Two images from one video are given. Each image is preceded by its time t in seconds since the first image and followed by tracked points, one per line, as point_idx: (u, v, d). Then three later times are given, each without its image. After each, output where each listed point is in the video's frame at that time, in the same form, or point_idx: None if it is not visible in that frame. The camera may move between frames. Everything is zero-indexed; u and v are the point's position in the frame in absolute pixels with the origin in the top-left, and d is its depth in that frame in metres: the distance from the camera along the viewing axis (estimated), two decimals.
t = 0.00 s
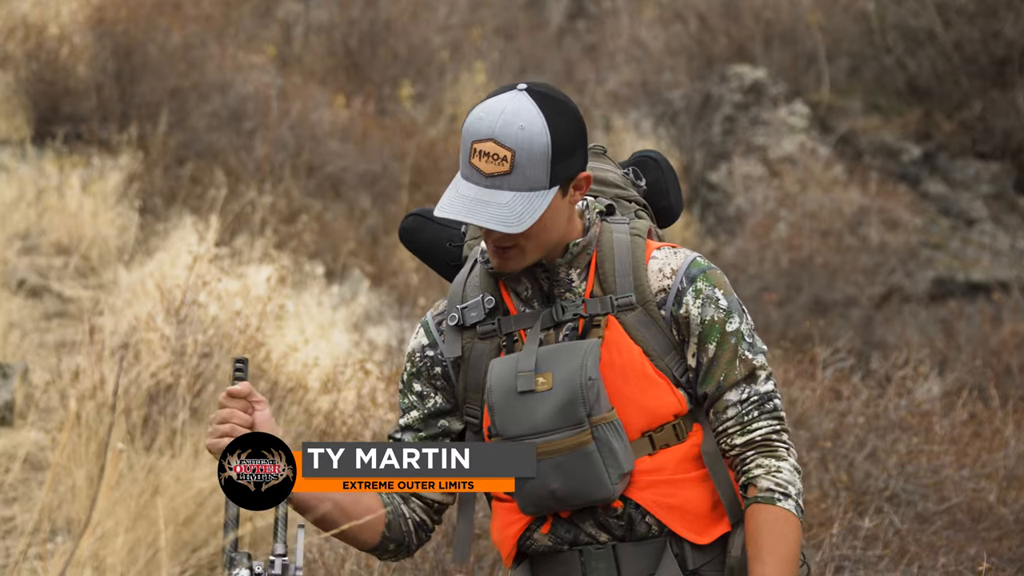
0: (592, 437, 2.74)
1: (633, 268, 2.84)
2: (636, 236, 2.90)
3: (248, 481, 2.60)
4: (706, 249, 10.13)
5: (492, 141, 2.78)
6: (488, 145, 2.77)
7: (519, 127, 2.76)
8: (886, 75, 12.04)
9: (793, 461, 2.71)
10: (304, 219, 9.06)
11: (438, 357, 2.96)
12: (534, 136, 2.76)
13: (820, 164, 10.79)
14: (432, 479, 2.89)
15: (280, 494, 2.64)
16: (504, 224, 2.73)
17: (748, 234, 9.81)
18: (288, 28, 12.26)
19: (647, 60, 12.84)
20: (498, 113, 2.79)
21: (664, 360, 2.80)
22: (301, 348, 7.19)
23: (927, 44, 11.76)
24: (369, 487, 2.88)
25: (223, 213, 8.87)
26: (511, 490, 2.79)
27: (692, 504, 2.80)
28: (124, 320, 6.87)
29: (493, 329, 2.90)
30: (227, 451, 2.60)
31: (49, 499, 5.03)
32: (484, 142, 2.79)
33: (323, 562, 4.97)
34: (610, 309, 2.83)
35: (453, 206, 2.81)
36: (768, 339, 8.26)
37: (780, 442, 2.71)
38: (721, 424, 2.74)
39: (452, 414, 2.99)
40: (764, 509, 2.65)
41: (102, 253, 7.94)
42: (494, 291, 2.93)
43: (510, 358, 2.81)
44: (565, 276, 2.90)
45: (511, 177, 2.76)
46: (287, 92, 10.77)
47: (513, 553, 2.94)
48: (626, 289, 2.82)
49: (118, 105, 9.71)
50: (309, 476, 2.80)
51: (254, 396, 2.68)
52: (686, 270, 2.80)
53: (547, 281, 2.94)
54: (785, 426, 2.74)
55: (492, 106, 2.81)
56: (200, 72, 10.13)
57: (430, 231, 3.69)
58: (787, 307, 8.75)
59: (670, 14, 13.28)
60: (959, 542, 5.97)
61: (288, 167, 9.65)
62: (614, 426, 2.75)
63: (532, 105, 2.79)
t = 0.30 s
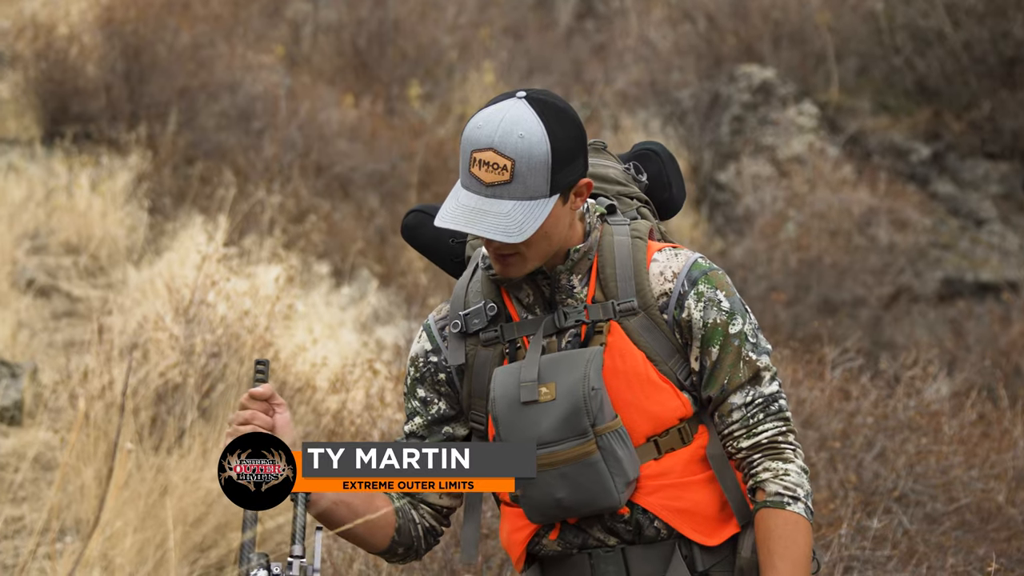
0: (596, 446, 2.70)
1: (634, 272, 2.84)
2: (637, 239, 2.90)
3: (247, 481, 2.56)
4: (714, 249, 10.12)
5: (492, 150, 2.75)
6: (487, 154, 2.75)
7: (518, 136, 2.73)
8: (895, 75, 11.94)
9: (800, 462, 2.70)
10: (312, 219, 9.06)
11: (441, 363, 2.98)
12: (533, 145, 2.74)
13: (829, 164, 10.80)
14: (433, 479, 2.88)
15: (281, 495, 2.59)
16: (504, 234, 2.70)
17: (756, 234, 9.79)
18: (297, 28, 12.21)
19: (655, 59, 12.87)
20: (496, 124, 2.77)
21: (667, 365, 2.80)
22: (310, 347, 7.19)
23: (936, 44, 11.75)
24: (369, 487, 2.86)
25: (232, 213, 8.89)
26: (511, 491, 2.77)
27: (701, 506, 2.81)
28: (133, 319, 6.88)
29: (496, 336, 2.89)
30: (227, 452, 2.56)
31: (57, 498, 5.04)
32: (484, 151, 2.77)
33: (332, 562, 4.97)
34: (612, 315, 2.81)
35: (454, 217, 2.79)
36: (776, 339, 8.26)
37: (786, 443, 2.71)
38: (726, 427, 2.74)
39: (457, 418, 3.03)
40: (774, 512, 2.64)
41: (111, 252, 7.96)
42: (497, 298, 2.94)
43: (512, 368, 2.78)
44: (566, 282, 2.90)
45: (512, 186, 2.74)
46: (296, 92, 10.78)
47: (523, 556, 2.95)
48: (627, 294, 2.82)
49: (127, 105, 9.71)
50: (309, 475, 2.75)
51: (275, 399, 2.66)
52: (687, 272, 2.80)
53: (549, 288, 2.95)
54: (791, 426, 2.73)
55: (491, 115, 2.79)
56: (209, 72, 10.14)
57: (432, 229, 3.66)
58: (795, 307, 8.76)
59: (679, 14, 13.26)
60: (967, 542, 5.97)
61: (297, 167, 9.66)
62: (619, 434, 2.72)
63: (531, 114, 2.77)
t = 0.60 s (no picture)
0: (607, 453, 2.70)
1: (644, 276, 2.83)
2: (646, 241, 2.90)
3: (247, 481, 2.50)
4: (719, 250, 10.13)
5: (502, 150, 2.75)
6: (498, 154, 2.75)
7: (529, 136, 2.73)
8: (900, 75, 11.96)
9: (808, 466, 2.71)
10: (318, 220, 9.07)
11: (449, 365, 2.97)
12: (544, 146, 2.74)
13: (834, 164, 10.77)
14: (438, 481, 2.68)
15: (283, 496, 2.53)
16: (514, 234, 2.70)
17: (761, 234, 9.79)
18: (302, 29, 12.22)
19: (660, 60, 12.89)
20: (506, 125, 2.77)
21: (676, 369, 2.80)
22: (315, 347, 7.19)
23: (941, 44, 11.76)
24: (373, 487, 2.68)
25: (237, 214, 8.90)
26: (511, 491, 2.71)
27: (709, 510, 2.81)
28: (138, 321, 6.89)
29: (505, 340, 2.89)
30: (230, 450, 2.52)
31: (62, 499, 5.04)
32: (495, 151, 2.77)
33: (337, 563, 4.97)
34: (621, 319, 2.81)
35: (464, 217, 2.79)
36: (781, 340, 8.27)
37: (794, 448, 2.71)
38: (734, 431, 2.74)
39: (466, 419, 3.02)
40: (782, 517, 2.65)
41: (116, 253, 7.97)
42: (506, 301, 2.92)
43: (522, 373, 2.78)
44: (576, 286, 2.89)
45: (522, 186, 2.74)
46: (301, 93, 10.78)
47: (532, 557, 2.95)
48: (637, 298, 2.81)
49: (133, 105, 9.71)
50: (310, 476, 2.60)
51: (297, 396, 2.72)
52: (696, 276, 2.80)
53: (558, 292, 2.92)
54: (799, 431, 2.74)
55: (502, 116, 2.78)
56: (215, 72, 10.15)
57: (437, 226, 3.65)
58: (800, 308, 8.77)
59: (683, 15, 13.26)
60: (973, 542, 5.97)
61: (302, 168, 9.66)
62: (629, 440, 2.72)
63: (542, 115, 2.77)
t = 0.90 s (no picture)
0: (617, 449, 2.69)
1: (655, 275, 2.83)
2: (657, 241, 2.90)
3: (247, 481, 2.50)
4: (723, 250, 10.13)
5: (524, 137, 2.75)
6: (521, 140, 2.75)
7: (551, 123, 2.73)
8: (904, 75, 11.97)
9: (816, 469, 2.71)
10: (321, 220, 9.07)
11: (460, 362, 2.98)
12: (565, 133, 2.74)
13: (838, 164, 10.76)
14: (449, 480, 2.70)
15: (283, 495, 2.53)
16: (538, 220, 2.69)
17: (765, 234, 9.79)
18: (306, 29, 12.21)
19: (663, 61, 12.89)
20: (530, 110, 2.76)
21: (686, 368, 2.80)
22: (319, 348, 7.19)
23: (945, 44, 11.76)
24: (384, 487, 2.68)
25: (241, 214, 8.90)
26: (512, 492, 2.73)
27: (717, 510, 2.80)
28: (142, 320, 6.89)
29: (515, 337, 2.88)
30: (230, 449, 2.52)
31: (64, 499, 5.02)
32: (516, 138, 2.76)
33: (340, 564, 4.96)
34: (633, 317, 2.80)
35: (485, 203, 2.77)
36: (785, 340, 8.27)
37: (803, 449, 2.71)
38: (743, 431, 2.75)
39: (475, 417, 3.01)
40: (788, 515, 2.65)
41: (120, 253, 7.98)
42: (516, 298, 2.92)
43: (534, 369, 2.77)
44: (587, 283, 2.88)
45: (543, 173, 2.73)
46: (304, 93, 10.78)
47: (537, 556, 2.93)
48: (648, 296, 2.81)
49: (136, 105, 9.70)
50: (310, 476, 2.60)
51: (304, 395, 2.71)
52: (708, 276, 2.81)
53: (570, 289, 2.92)
54: (808, 432, 2.73)
55: (522, 104, 2.78)
56: (218, 73, 10.16)
57: (442, 227, 3.66)
58: (804, 308, 8.77)
59: (687, 14, 13.25)
60: (976, 542, 5.96)
61: (305, 168, 9.65)
62: (639, 437, 2.72)
63: (562, 102, 2.76)
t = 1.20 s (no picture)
0: (624, 444, 2.68)
1: (661, 274, 2.84)
2: (663, 240, 2.91)
3: (247, 481, 2.52)
4: (726, 250, 10.13)
5: (563, 88, 2.78)
6: (561, 87, 2.78)
7: (588, 78, 2.80)
8: (907, 75, 11.97)
9: (821, 468, 2.70)
10: (325, 220, 9.07)
11: (465, 360, 2.96)
12: (601, 90, 2.81)
13: (841, 164, 10.77)
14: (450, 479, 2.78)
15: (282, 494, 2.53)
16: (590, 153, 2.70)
17: (768, 234, 9.80)
18: (309, 29, 12.21)
19: (667, 61, 12.92)
20: (562, 69, 2.83)
21: (692, 366, 2.80)
22: (323, 348, 7.19)
23: (949, 44, 11.76)
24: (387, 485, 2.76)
25: (244, 214, 8.90)
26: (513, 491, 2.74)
27: (721, 509, 2.78)
28: (145, 321, 6.89)
29: (521, 334, 2.87)
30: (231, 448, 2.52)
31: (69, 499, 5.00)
32: (554, 90, 2.79)
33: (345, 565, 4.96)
34: (639, 315, 2.81)
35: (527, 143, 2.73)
36: (788, 340, 8.28)
37: (807, 448, 2.71)
38: (749, 430, 2.74)
39: (480, 414, 2.98)
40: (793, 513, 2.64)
41: (123, 254, 7.99)
42: (522, 295, 2.93)
43: (540, 365, 2.76)
44: (594, 280, 2.92)
45: (586, 118, 2.76)
46: (307, 93, 10.78)
47: (541, 555, 2.92)
48: (655, 294, 2.82)
49: (139, 106, 9.72)
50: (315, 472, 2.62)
51: (306, 367, 2.67)
52: (714, 275, 2.81)
53: (577, 287, 2.94)
54: (812, 431, 2.73)
55: (553, 67, 2.84)
56: (221, 74, 10.20)
57: (444, 227, 3.71)
58: (807, 307, 8.77)
59: (690, 14, 13.25)
60: (980, 542, 5.95)
61: (308, 168, 9.66)
62: (645, 433, 2.70)
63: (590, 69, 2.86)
